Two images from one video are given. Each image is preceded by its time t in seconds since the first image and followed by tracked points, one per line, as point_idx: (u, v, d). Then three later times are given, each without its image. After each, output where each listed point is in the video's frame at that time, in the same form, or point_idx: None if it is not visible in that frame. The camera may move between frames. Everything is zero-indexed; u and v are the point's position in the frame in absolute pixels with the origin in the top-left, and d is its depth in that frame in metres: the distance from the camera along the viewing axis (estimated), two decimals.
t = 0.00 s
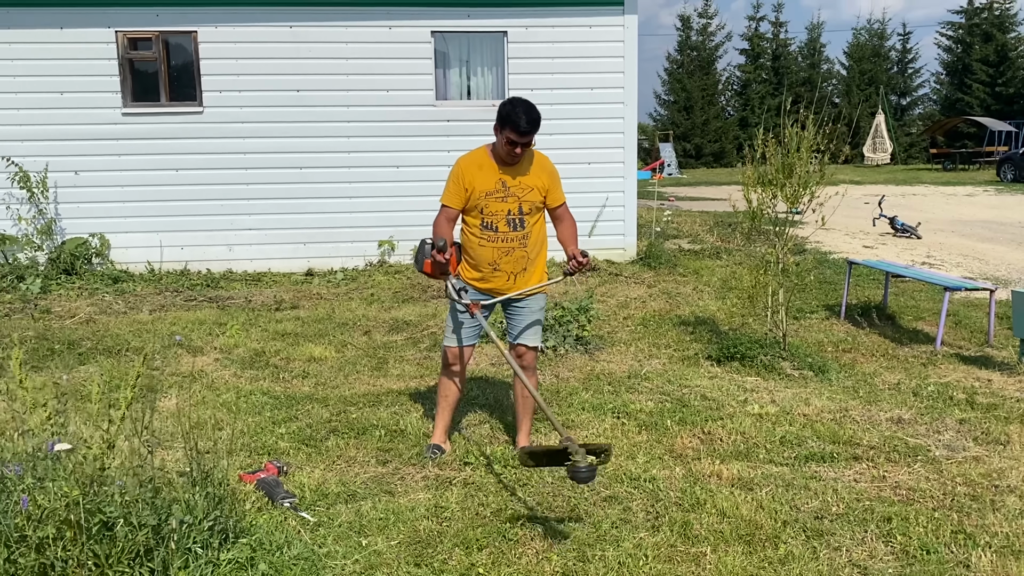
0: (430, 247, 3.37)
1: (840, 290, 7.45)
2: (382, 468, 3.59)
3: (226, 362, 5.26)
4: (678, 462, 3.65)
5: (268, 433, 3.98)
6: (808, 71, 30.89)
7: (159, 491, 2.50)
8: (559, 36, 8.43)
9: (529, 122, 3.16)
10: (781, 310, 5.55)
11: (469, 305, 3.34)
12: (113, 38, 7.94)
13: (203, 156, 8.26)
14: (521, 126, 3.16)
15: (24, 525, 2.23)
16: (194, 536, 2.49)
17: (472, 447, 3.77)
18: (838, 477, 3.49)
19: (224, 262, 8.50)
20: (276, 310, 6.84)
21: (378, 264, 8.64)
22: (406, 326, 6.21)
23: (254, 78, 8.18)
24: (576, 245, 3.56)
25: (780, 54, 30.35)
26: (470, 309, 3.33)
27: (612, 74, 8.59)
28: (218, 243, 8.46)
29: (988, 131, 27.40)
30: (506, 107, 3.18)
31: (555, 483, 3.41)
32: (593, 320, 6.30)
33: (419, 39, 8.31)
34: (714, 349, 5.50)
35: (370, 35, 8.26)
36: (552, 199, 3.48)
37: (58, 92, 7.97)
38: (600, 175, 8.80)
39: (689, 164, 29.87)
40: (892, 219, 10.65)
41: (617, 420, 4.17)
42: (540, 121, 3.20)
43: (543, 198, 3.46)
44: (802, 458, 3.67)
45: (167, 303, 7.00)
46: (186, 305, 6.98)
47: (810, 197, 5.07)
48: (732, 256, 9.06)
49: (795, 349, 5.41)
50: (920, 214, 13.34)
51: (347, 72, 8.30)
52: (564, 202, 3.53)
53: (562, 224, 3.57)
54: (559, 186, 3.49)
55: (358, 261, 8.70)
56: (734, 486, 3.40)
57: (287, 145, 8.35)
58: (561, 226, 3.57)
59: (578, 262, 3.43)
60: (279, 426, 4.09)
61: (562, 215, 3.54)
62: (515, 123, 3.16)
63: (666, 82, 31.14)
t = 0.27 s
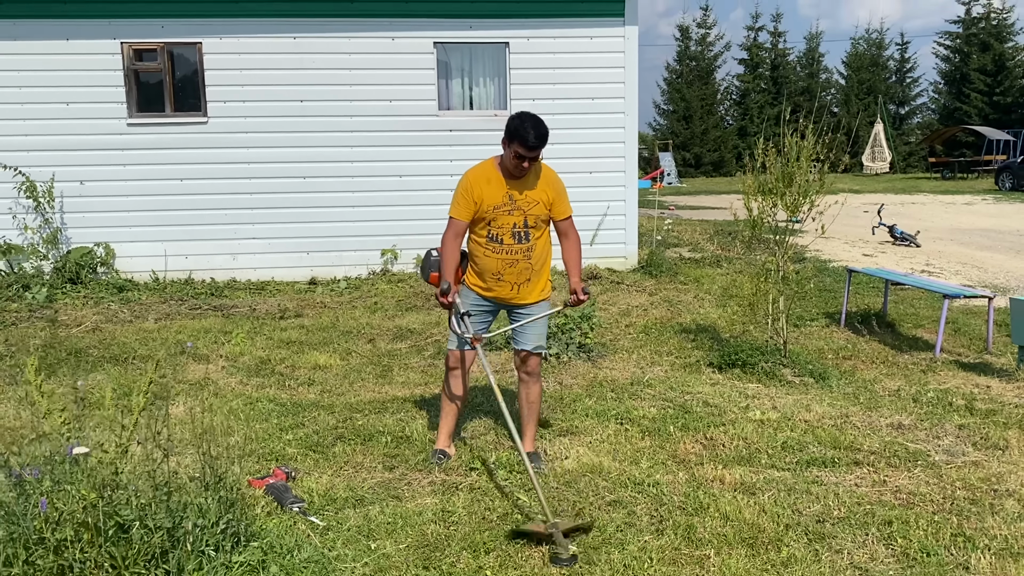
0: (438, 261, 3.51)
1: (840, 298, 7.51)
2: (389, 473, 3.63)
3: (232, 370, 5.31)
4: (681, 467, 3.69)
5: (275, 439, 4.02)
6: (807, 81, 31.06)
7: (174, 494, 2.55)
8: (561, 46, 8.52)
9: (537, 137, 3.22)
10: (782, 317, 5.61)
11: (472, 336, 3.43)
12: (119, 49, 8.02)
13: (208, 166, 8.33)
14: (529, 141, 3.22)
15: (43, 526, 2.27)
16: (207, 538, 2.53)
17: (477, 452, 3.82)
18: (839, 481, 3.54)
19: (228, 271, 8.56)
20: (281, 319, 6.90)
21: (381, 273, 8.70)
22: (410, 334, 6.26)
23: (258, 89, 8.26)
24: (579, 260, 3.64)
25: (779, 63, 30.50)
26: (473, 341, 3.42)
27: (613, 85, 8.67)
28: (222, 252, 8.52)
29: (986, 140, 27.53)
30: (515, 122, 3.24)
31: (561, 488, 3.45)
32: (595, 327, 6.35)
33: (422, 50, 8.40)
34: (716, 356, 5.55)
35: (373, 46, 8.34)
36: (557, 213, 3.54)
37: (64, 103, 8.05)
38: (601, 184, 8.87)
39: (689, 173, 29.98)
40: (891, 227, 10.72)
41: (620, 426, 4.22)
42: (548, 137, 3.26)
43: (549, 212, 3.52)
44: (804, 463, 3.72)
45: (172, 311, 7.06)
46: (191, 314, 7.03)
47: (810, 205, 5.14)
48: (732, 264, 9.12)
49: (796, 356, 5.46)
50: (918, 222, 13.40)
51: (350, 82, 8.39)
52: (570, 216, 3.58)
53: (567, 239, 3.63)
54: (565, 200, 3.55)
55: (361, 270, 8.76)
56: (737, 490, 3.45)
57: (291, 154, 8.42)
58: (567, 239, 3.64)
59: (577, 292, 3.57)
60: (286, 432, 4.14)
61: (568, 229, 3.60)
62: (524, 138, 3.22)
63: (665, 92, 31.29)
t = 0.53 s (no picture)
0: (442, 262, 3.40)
1: (837, 303, 7.55)
2: (392, 476, 3.66)
3: (234, 376, 5.34)
4: (681, 470, 3.73)
5: (278, 444, 4.05)
6: (804, 88, 31.19)
7: (181, 495, 2.59)
8: (559, 54, 8.59)
9: (532, 133, 3.29)
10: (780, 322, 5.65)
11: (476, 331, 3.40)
12: (120, 57, 8.08)
13: (208, 173, 8.37)
14: (525, 136, 3.28)
15: (54, 527, 2.31)
16: (214, 540, 2.57)
17: (478, 456, 3.85)
18: (837, 484, 3.57)
19: (228, 278, 8.59)
20: (282, 325, 6.93)
21: (381, 279, 8.74)
22: (410, 340, 6.29)
23: (258, 97, 8.32)
24: (581, 262, 3.67)
25: (777, 71, 30.62)
26: (477, 334, 3.40)
27: (611, 92, 8.73)
28: (222, 259, 8.55)
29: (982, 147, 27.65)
30: (510, 120, 3.31)
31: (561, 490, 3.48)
32: (595, 333, 6.38)
33: (422, 58, 8.46)
34: (715, 361, 5.59)
35: (373, 54, 8.40)
36: (557, 215, 3.58)
37: (65, 111, 8.10)
38: (599, 190, 8.92)
39: (687, 180, 30.09)
40: (889, 233, 10.77)
41: (621, 430, 4.26)
42: (543, 132, 3.33)
43: (549, 214, 3.56)
44: (802, 466, 3.75)
45: (174, 318, 7.09)
46: (192, 320, 7.07)
47: (807, 211, 5.18)
48: (730, 270, 9.17)
49: (794, 361, 5.50)
50: (916, 229, 13.47)
51: (350, 90, 8.44)
52: (570, 218, 3.62)
53: (570, 241, 3.68)
54: (565, 203, 3.59)
55: (361, 276, 8.79)
56: (736, 492, 3.48)
57: (292, 162, 8.47)
58: (568, 242, 3.68)
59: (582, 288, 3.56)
60: (289, 437, 4.17)
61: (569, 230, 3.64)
62: (519, 134, 3.29)
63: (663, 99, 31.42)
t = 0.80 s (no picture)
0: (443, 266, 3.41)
1: (834, 308, 7.59)
2: (392, 480, 3.69)
3: (234, 380, 5.36)
4: (679, 472, 3.76)
5: (279, 447, 4.08)
6: (800, 94, 31.31)
7: (184, 496, 2.61)
8: (557, 61, 8.64)
9: (530, 127, 3.34)
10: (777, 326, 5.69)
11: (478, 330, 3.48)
12: (120, 64, 8.12)
13: (208, 179, 8.41)
14: (523, 131, 3.33)
15: (59, 528, 2.34)
16: (217, 541, 2.60)
17: (477, 459, 3.88)
18: (834, 486, 3.60)
19: (227, 283, 8.62)
20: (281, 330, 6.96)
21: (380, 285, 8.77)
22: (410, 344, 6.32)
23: (258, 103, 8.36)
24: (581, 265, 3.70)
25: (774, 77, 30.74)
26: (478, 332, 3.48)
27: (609, 98, 8.78)
28: (221, 265, 8.58)
29: (978, 153, 27.77)
30: (508, 119, 3.36)
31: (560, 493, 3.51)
32: (593, 338, 6.42)
33: (420, 65, 8.51)
34: (712, 365, 5.62)
35: (371, 60, 8.45)
36: (558, 217, 3.62)
37: (65, 117, 8.14)
38: (597, 196, 8.97)
39: (684, 186, 30.19)
40: (885, 238, 10.82)
41: (619, 434, 4.29)
42: (541, 129, 3.39)
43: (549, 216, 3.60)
44: (799, 468, 3.78)
45: (174, 323, 7.12)
46: (192, 325, 7.09)
47: (804, 216, 5.23)
48: (727, 275, 9.22)
49: (791, 365, 5.53)
50: (912, 234, 13.52)
51: (349, 97, 8.49)
52: (570, 220, 3.66)
53: (570, 245, 3.72)
54: (565, 204, 3.62)
55: (360, 282, 8.82)
56: (734, 495, 3.51)
57: (291, 168, 8.51)
58: (568, 245, 3.72)
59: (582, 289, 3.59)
60: (289, 440, 4.19)
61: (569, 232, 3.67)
62: (518, 131, 3.34)
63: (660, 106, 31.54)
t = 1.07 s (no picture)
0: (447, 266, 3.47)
1: (831, 311, 7.62)
2: (391, 482, 3.70)
3: (234, 384, 5.38)
4: (676, 475, 3.77)
5: (279, 451, 4.09)
6: (798, 99, 31.40)
7: (185, 499, 2.63)
8: (555, 66, 8.68)
9: (529, 125, 3.40)
10: (774, 330, 5.71)
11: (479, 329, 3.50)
12: (120, 69, 8.14)
13: (207, 183, 8.42)
14: (524, 130, 3.39)
15: (61, 529, 2.35)
16: (217, 543, 2.61)
17: (476, 462, 3.89)
18: (831, 488, 3.62)
19: (226, 287, 8.63)
20: (280, 334, 6.97)
21: (378, 289, 8.78)
22: (408, 348, 6.34)
23: (257, 107, 8.38)
24: (584, 268, 3.71)
25: (771, 81, 30.82)
26: (481, 333, 3.49)
27: (607, 102, 8.82)
28: (220, 269, 8.59)
29: (975, 157, 27.87)
30: (510, 121, 3.43)
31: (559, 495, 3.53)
32: (591, 342, 6.44)
33: (419, 69, 8.54)
34: (710, 368, 5.64)
35: (370, 65, 8.48)
36: (562, 220, 3.61)
37: (64, 122, 8.15)
38: (595, 200, 9.00)
39: (681, 190, 30.27)
40: (882, 242, 10.86)
41: (617, 437, 4.31)
42: (542, 129, 3.45)
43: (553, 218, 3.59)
44: (797, 471, 3.80)
45: (172, 327, 7.13)
46: (191, 329, 7.10)
47: (800, 220, 5.25)
48: (725, 279, 9.25)
49: (788, 368, 5.55)
50: (909, 238, 13.56)
51: (348, 101, 8.51)
52: (574, 223, 3.65)
53: (572, 247, 3.74)
54: (569, 207, 3.62)
55: (358, 286, 8.84)
56: (732, 497, 3.52)
57: (289, 172, 8.53)
58: (572, 248, 3.73)
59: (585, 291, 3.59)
60: (289, 443, 4.21)
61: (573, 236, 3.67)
62: (520, 130, 3.39)
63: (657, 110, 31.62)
